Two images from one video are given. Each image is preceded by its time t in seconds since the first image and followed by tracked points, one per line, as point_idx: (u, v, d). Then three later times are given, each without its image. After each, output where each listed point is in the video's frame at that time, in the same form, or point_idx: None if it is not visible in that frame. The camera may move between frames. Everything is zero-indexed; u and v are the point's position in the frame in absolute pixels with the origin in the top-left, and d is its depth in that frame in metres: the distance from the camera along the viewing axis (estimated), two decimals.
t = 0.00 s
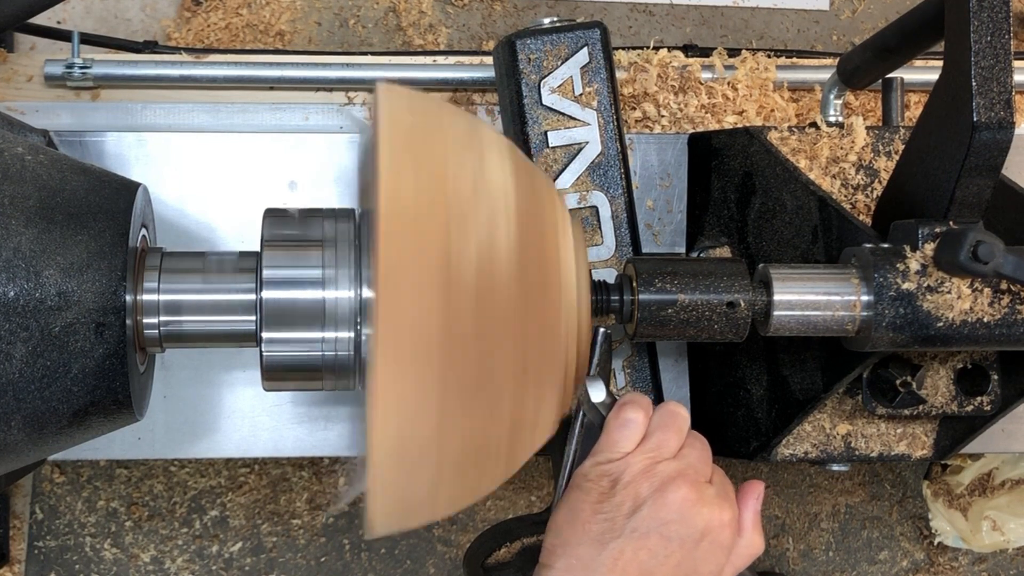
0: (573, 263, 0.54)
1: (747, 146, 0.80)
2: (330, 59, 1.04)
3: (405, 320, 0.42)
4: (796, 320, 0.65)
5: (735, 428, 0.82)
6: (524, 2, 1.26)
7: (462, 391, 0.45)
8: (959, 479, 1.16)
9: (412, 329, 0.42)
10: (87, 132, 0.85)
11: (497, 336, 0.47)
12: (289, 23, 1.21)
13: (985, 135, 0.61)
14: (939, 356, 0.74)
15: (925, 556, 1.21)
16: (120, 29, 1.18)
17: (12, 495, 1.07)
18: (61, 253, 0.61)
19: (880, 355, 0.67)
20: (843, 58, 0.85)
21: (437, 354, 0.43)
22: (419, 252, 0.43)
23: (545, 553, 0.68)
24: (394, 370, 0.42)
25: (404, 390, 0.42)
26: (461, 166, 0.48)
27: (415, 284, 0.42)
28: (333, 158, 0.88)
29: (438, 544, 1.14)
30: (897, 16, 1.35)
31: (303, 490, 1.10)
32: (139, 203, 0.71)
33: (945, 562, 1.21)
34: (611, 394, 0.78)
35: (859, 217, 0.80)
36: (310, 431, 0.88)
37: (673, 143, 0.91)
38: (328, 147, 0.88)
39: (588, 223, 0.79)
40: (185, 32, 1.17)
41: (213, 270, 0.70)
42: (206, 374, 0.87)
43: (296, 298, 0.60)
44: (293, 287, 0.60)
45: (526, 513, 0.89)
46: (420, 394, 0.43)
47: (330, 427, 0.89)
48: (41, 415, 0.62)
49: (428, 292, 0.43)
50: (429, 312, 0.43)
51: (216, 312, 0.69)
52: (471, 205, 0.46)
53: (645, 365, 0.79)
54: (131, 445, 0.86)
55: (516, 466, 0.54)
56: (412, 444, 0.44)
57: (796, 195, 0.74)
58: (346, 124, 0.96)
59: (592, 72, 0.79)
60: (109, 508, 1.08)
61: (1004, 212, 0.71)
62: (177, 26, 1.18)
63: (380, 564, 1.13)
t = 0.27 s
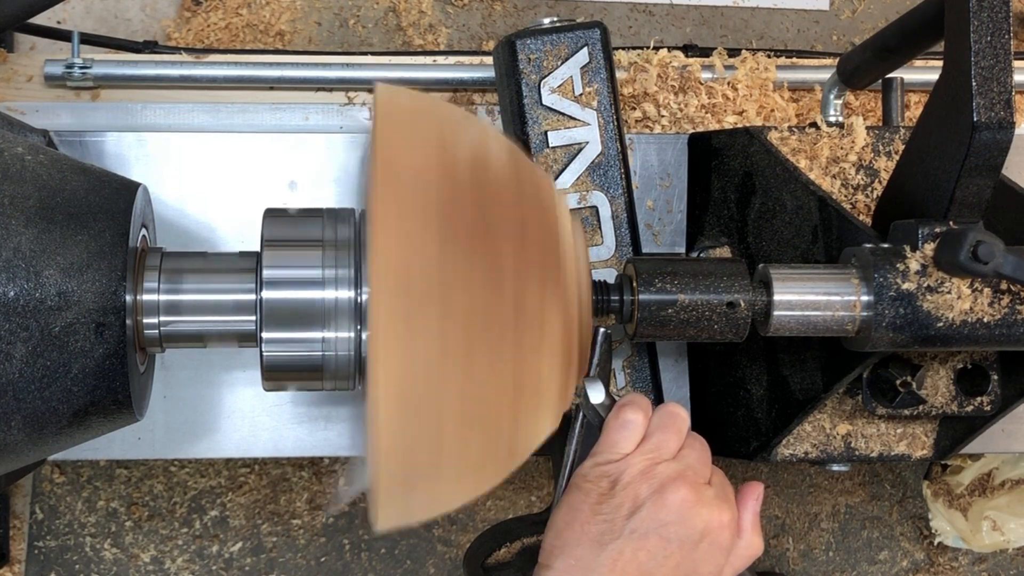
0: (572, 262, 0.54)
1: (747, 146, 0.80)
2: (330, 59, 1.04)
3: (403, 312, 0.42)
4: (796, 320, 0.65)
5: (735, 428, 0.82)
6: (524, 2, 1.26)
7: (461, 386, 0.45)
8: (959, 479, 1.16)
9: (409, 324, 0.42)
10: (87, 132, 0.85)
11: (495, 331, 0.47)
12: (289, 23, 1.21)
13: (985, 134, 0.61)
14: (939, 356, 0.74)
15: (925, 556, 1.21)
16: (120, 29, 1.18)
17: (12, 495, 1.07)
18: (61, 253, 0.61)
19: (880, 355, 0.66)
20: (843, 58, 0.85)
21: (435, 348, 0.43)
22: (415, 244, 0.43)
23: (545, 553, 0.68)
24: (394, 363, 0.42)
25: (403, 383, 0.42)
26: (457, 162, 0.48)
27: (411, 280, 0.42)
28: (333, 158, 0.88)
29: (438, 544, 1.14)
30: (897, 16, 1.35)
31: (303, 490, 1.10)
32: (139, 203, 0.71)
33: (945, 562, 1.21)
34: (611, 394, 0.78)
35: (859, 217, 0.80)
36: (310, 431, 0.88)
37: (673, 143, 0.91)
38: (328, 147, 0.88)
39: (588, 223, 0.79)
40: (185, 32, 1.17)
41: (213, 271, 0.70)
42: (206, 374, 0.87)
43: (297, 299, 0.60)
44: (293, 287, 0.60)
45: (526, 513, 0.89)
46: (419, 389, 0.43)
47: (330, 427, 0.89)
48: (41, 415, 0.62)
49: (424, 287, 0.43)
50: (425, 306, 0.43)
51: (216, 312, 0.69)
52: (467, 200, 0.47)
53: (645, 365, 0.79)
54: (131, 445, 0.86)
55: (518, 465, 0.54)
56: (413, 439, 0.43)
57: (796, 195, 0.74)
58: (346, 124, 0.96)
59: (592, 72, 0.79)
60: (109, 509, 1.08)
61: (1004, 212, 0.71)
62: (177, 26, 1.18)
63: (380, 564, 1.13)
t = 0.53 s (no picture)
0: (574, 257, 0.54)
1: (747, 146, 0.80)
2: (330, 60, 1.04)
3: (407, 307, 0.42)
4: (796, 320, 0.65)
5: (735, 428, 0.82)
6: (524, 2, 1.26)
7: (465, 381, 0.45)
8: (959, 479, 1.16)
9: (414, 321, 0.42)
10: (86, 132, 0.85)
11: (499, 326, 0.47)
12: (289, 23, 1.21)
13: (985, 134, 0.61)
14: (939, 356, 0.74)
15: (925, 556, 1.21)
16: (120, 29, 1.18)
17: (12, 495, 1.07)
18: (61, 253, 0.61)
19: (880, 355, 0.66)
20: (843, 58, 0.85)
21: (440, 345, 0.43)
22: (419, 242, 0.43)
23: (545, 553, 0.68)
24: (398, 361, 0.42)
25: (408, 380, 0.43)
26: (458, 157, 0.48)
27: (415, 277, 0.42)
28: (333, 157, 0.88)
29: (438, 544, 1.14)
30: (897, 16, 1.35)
31: (303, 490, 1.10)
32: (139, 203, 0.71)
33: (945, 562, 1.21)
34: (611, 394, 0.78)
35: (859, 217, 0.80)
36: (310, 431, 0.88)
37: (672, 143, 0.91)
38: (328, 147, 0.88)
39: (588, 223, 0.79)
40: (185, 32, 1.17)
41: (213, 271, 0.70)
42: (206, 374, 0.87)
43: (297, 299, 0.60)
44: (294, 288, 0.60)
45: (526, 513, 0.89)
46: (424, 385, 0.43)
47: (330, 427, 0.89)
48: (41, 415, 0.62)
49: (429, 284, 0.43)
50: (430, 304, 0.43)
51: (216, 313, 0.69)
52: (469, 195, 0.46)
53: (645, 365, 0.79)
54: (131, 445, 0.86)
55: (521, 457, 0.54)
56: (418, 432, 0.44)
57: (796, 195, 0.74)
58: (346, 124, 0.96)
59: (592, 72, 0.79)
60: (109, 509, 1.08)
61: (1004, 212, 0.71)
62: (177, 27, 1.18)
63: (380, 564, 1.13)
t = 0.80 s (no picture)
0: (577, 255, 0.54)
1: (747, 146, 0.80)
2: (330, 60, 1.04)
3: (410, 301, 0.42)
4: (797, 320, 0.65)
5: (735, 428, 0.82)
6: (524, 2, 1.26)
7: (468, 380, 0.45)
8: (959, 479, 1.16)
9: (416, 324, 0.42)
10: (87, 132, 0.85)
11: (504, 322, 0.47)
12: (289, 23, 1.21)
13: (985, 134, 0.61)
14: (939, 356, 0.74)
15: (925, 556, 1.21)
16: (120, 29, 1.18)
17: (12, 495, 1.07)
18: (61, 253, 0.61)
19: (880, 355, 0.66)
20: (843, 58, 0.85)
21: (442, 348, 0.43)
22: (423, 242, 0.43)
23: (545, 553, 0.68)
24: (401, 354, 0.42)
25: (411, 374, 0.43)
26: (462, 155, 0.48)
27: (417, 281, 0.42)
28: (333, 157, 0.88)
29: (438, 544, 1.14)
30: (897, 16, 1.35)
31: (303, 489, 1.10)
32: (139, 203, 0.71)
33: (945, 562, 1.21)
34: (611, 394, 0.78)
35: (859, 217, 0.80)
36: (310, 431, 0.88)
37: (673, 143, 0.91)
38: (328, 147, 0.88)
39: (588, 223, 0.79)
40: (185, 32, 1.17)
41: (213, 271, 0.70)
42: (206, 374, 0.86)
43: (296, 300, 0.60)
44: (292, 288, 0.60)
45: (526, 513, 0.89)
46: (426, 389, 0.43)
47: (330, 427, 0.89)
48: (41, 415, 0.62)
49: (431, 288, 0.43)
50: (432, 308, 0.43)
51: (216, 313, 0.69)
52: (474, 191, 0.47)
53: (645, 365, 0.79)
54: (131, 445, 0.86)
55: (523, 453, 0.54)
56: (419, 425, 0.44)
57: (796, 195, 0.74)
58: (346, 124, 0.96)
59: (592, 72, 0.79)
60: (109, 508, 1.08)
61: (1004, 212, 0.71)
62: (177, 26, 1.18)
63: (380, 564, 1.13)
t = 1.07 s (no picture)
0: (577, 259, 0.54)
1: (747, 146, 0.80)
2: (330, 59, 1.03)
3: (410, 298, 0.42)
4: (797, 320, 0.65)
5: (735, 428, 0.82)
6: (524, 2, 1.26)
7: (467, 379, 0.45)
8: (959, 479, 1.16)
9: (416, 322, 0.43)
10: (86, 132, 0.85)
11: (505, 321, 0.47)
12: (289, 23, 1.21)
13: (985, 134, 0.61)
14: (939, 356, 0.74)
15: (925, 556, 1.21)
16: (120, 30, 1.18)
17: (12, 495, 1.07)
18: (62, 253, 0.61)
19: (880, 355, 0.66)
20: (843, 58, 0.85)
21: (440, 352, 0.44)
22: (424, 239, 0.43)
23: (545, 553, 0.68)
24: (401, 351, 0.42)
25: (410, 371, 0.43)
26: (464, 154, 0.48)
27: (419, 283, 0.43)
28: (333, 157, 0.88)
29: (438, 544, 1.14)
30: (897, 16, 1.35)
31: (303, 489, 1.10)
32: (139, 203, 0.71)
33: (945, 562, 1.21)
34: (611, 394, 0.78)
35: (859, 217, 0.80)
36: (310, 431, 0.88)
37: (673, 143, 0.91)
38: (328, 147, 0.88)
39: (588, 223, 0.79)
40: (185, 32, 1.17)
41: (212, 271, 0.70)
42: (206, 375, 0.87)
43: (296, 300, 0.60)
44: (293, 288, 0.60)
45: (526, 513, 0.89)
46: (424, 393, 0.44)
47: (330, 427, 0.89)
48: (40, 415, 0.62)
49: (430, 294, 0.43)
50: (433, 306, 0.43)
51: (216, 313, 0.69)
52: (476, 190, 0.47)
53: (645, 365, 0.79)
54: (131, 445, 0.86)
55: (521, 454, 0.54)
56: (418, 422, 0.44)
57: (796, 195, 0.74)
58: (346, 124, 0.96)
59: (592, 72, 0.79)
60: (109, 508, 1.08)
61: (1004, 212, 0.71)
62: (177, 26, 1.18)
63: (380, 564, 1.13)
